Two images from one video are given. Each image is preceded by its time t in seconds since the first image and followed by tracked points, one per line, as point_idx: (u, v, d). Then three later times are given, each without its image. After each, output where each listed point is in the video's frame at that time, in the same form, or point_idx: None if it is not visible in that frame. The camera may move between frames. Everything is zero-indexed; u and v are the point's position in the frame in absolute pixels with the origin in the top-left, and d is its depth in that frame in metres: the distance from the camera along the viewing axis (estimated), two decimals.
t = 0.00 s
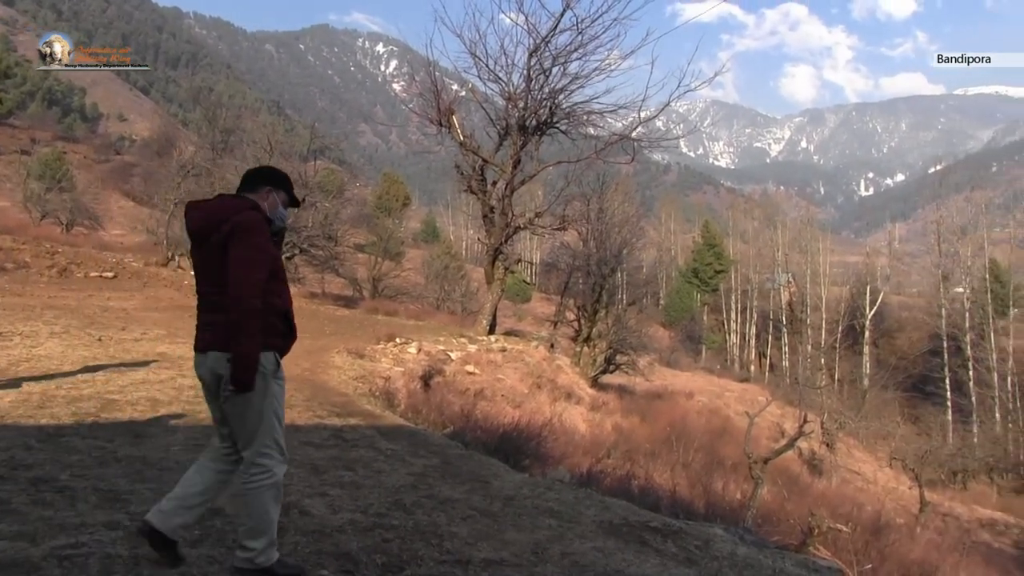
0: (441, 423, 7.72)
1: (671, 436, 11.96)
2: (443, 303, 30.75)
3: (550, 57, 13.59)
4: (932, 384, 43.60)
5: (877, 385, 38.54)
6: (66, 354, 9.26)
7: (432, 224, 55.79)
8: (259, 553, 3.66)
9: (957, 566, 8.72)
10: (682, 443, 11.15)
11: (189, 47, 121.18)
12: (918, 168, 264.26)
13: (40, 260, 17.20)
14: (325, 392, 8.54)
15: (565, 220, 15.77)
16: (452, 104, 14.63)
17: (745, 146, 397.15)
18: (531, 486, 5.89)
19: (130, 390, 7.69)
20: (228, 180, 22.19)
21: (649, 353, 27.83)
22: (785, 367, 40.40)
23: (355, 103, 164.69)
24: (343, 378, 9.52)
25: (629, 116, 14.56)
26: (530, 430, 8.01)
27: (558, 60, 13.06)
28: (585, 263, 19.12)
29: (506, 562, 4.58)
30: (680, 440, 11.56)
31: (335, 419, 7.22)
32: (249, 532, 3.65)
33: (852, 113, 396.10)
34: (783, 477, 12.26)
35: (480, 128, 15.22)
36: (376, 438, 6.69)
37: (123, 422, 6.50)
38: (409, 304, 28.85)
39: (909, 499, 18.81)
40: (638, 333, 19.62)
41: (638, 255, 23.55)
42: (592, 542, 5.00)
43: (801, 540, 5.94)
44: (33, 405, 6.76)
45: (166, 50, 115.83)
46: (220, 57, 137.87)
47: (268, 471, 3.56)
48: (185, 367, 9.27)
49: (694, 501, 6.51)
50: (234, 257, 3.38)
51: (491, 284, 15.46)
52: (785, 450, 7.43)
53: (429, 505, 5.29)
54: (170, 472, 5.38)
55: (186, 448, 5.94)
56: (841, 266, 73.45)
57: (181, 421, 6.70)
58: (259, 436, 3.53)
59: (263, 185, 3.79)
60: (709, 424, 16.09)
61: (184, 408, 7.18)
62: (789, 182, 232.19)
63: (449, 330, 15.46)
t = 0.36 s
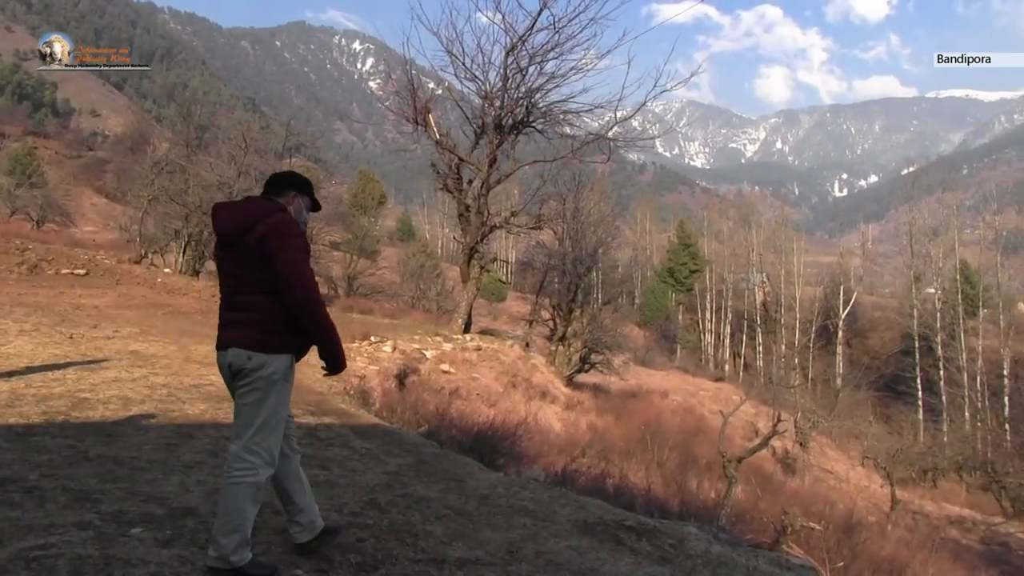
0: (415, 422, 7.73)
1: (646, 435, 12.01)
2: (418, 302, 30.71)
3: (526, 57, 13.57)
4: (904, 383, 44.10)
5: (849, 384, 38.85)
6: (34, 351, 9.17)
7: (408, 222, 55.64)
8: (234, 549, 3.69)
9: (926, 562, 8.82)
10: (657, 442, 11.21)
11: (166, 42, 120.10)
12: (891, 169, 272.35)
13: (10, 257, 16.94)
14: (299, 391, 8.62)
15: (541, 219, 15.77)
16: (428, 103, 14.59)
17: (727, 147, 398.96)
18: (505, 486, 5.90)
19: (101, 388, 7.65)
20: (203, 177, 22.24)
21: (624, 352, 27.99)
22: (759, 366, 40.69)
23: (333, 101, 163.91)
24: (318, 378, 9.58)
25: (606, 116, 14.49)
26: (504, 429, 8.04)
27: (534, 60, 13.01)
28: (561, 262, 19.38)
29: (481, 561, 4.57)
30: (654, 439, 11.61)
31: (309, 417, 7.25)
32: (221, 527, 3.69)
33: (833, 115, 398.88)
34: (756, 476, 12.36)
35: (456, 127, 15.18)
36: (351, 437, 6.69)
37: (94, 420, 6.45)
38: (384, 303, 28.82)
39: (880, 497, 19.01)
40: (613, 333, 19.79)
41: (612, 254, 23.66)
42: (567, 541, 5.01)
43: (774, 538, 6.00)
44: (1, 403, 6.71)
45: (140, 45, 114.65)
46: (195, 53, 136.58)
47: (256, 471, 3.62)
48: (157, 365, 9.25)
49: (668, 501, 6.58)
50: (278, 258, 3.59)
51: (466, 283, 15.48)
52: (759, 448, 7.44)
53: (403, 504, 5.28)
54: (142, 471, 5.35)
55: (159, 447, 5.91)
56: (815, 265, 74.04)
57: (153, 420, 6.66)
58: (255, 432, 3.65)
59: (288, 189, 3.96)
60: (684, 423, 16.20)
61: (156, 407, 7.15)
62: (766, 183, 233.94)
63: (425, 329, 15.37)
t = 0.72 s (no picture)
0: (389, 421, 7.75)
1: (619, 435, 12.07)
2: (392, 301, 30.68)
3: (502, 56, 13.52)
4: (874, 383, 44.58)
5: (821, 383, 39.07)
6: None
7: (382, 221, 55.42)
8: (242, 521, 3.71)
9: (894, 560, 8.89)
10: (630, 442, 11.27)
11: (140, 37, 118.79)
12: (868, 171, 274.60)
13: None
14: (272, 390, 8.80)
15: (515, 219, 15.70)
16: (403, 101, 14.48)
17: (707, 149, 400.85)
18: (479, 485, 5.91)
19: (69, 386, 7.58)
20: (174, 173, 22.26)
21: (598, 352, 28.15)
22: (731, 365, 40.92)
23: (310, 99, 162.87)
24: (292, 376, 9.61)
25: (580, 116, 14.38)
26: (477, 429, 8.07)
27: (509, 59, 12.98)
28: (534, 262, 19.46)
29: (454, 561, 4.56)
30: (627, 439, 11.67)
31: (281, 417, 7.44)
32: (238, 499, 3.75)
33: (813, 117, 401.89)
34: (728, 475, 12.47)
35: (431, 126, 15.10)
36: (323, 436, 6.70)
37: (62, 420, 6.38)
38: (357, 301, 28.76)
39: (850, 496, 19.21)
40: (587, 333, 19.98)
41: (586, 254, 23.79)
42: (539, 541, 5.01)
43: (746, 536, 6.08)
44: None
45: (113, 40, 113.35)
46: (169, 48, 135.23)
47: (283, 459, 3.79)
48: (128, 363, 9.19)
49: (641, 500, 6.65)
50: (292, 257, 3.80)
51: (440, 282, 15.42)
52: (731, 448, 7.72)
53: (376, 503, 5.27)
54: (112, 471, 5.30)
55: (129, 447, 5.85)
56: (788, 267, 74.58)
57: (123, 420, 6.58)
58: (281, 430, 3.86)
59: (307, 196, 4.22)
60: (657, 423, 16.29)
61: (126, 406, 7.10)
62: (742, 184, 235.21)
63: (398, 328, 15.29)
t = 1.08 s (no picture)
0: (364, 420, 7.73)
1: (594, 434, 12.11)
2: (368, 300, 30.57)
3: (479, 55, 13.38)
4: (848, 383, 44.97)
5: (794, 383, 39.27)
6: None
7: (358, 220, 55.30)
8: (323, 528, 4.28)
9: (866, 558, 8.95)
10: (604, 441, 11.32)
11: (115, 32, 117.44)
12: (848, 173, 276.65)
13: None
14: (246, 390, 8.91)
15: (491, 219, 15.61)
16: (379, 100, 14.26)
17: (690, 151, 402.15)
18: (454, 485, 5.92)
19: (39, 386, 7.51)
20: (149, 171, 22.48)
21: (573, 353, 28.29)
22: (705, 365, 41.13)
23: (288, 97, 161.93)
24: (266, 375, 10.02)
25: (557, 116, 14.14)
26: (452, 428, 8.09)
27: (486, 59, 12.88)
28: (511, 261, 19.53)
29: (428, 560, 4.54)
30: (602, 438, 11.71)
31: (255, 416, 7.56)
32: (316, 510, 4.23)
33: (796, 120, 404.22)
34: (703, 475, 12.54)
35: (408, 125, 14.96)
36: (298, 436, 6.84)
37: (32, 419, 6.33)
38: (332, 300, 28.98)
39: (824, 495, 19.36)
40: (561, 333, 20.27)
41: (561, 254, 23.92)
42: (514, 541, 5.01)
43: (720, 536, 6.17)
44: None
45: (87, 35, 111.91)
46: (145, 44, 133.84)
47: (320, 457, 4.03)
48: (101, 362, 9.13)
49: (615, 500, 6.69)
50: (295, 263, 3.91)
51: (416, 282, 15.36)
52: (705, 448, 7.86)
53: (350, 503, 5.26)
54: (83, 471, 5.26)
55: (101, 446, 5.81)
56: (764, 269, 75.14)
57: (94, 419, 6.53)
58: (299, 429, 4.01)
59: (312, 200, 4.36)
60: (632, 423, 16.35)
61: (99, 405, 7.08)
62: (719, 185, 236.07)
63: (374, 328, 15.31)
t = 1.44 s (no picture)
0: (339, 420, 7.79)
1: (568, 433, 12.15)
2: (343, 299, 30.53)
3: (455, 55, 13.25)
4: (820, 383, 45.41)
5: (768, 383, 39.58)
6: None
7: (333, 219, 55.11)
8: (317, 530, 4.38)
9: (836, 556, 9.04)
10: (580, 441, 11.34)
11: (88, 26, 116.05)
12: (826, 175, 278.83)
13: None
14: (220, 390, 8.90)
15: (466, 218, 15.57)
16: (355, 98, 14.10)
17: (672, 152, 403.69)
18: (429, 484, 5.92)
19: (7, 385, 7.43)
20: (121, 168, 22.53)
21: (547, 353, 28.39)
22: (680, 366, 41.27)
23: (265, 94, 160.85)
24: (238, 374, 10.12)
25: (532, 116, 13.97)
26: (426, 428, 8.10)
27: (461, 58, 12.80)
28: (486, 261, 19.66)
29: (402, 560, 4.52)
30: (576, 438, 11.76)
31: (228, 416, 7.53)
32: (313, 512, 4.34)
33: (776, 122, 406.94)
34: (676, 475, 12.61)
35: (384, 123, 14.82)
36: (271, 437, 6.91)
37: None
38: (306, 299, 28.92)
39: (796, 495, 19.56)
40: (537, 333, 20.37)
41: (536, 255, 23.98)
42: (489, 540, 5.01)
43: (694, 535, 6.23)
44: None
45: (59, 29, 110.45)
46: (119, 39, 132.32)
47: (331, 464, 4.20)
48: (71, 360, 9.06)
49: (589, 500, 6.73)
50: (318, 279, 4.05)
51: (391, 280, 15.31)
52: (679, 448, 7.91)
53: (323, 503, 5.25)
54: (53, 471, 5.21)
55: (70, 446, 5.76)
56: (738, 270, 75.72)
57: (63, 419, 6.47)
58: (316, 434, 4.16)
59: (327, 210, 4.45)
60: (605, 423, 16.42)
61: (69, 404, 7.01)
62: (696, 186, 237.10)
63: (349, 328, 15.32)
